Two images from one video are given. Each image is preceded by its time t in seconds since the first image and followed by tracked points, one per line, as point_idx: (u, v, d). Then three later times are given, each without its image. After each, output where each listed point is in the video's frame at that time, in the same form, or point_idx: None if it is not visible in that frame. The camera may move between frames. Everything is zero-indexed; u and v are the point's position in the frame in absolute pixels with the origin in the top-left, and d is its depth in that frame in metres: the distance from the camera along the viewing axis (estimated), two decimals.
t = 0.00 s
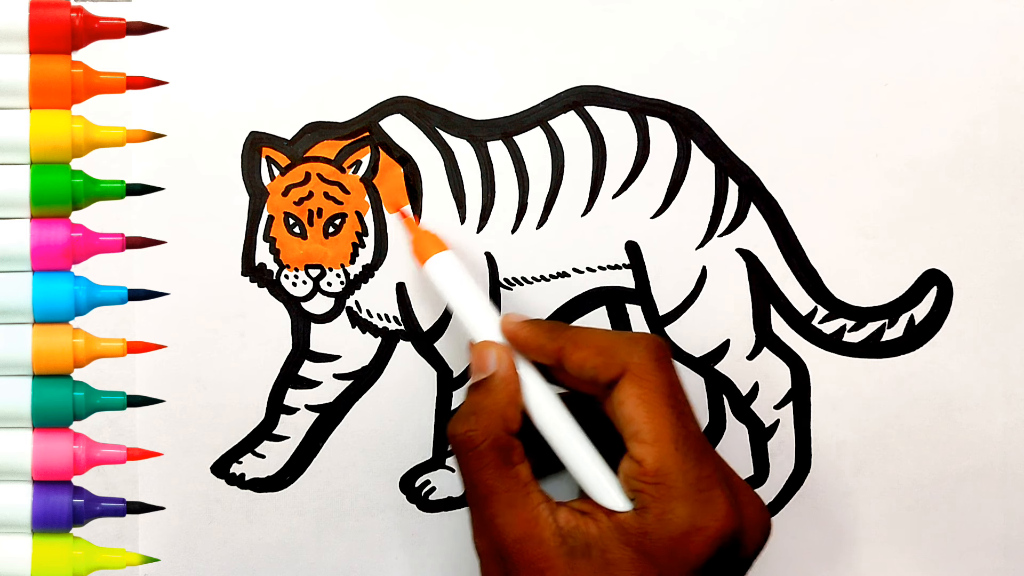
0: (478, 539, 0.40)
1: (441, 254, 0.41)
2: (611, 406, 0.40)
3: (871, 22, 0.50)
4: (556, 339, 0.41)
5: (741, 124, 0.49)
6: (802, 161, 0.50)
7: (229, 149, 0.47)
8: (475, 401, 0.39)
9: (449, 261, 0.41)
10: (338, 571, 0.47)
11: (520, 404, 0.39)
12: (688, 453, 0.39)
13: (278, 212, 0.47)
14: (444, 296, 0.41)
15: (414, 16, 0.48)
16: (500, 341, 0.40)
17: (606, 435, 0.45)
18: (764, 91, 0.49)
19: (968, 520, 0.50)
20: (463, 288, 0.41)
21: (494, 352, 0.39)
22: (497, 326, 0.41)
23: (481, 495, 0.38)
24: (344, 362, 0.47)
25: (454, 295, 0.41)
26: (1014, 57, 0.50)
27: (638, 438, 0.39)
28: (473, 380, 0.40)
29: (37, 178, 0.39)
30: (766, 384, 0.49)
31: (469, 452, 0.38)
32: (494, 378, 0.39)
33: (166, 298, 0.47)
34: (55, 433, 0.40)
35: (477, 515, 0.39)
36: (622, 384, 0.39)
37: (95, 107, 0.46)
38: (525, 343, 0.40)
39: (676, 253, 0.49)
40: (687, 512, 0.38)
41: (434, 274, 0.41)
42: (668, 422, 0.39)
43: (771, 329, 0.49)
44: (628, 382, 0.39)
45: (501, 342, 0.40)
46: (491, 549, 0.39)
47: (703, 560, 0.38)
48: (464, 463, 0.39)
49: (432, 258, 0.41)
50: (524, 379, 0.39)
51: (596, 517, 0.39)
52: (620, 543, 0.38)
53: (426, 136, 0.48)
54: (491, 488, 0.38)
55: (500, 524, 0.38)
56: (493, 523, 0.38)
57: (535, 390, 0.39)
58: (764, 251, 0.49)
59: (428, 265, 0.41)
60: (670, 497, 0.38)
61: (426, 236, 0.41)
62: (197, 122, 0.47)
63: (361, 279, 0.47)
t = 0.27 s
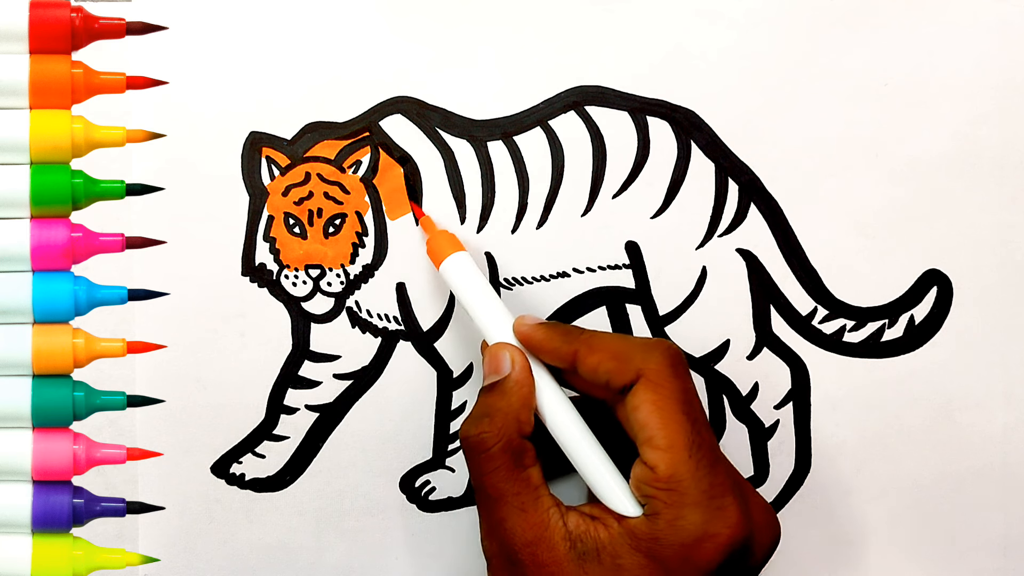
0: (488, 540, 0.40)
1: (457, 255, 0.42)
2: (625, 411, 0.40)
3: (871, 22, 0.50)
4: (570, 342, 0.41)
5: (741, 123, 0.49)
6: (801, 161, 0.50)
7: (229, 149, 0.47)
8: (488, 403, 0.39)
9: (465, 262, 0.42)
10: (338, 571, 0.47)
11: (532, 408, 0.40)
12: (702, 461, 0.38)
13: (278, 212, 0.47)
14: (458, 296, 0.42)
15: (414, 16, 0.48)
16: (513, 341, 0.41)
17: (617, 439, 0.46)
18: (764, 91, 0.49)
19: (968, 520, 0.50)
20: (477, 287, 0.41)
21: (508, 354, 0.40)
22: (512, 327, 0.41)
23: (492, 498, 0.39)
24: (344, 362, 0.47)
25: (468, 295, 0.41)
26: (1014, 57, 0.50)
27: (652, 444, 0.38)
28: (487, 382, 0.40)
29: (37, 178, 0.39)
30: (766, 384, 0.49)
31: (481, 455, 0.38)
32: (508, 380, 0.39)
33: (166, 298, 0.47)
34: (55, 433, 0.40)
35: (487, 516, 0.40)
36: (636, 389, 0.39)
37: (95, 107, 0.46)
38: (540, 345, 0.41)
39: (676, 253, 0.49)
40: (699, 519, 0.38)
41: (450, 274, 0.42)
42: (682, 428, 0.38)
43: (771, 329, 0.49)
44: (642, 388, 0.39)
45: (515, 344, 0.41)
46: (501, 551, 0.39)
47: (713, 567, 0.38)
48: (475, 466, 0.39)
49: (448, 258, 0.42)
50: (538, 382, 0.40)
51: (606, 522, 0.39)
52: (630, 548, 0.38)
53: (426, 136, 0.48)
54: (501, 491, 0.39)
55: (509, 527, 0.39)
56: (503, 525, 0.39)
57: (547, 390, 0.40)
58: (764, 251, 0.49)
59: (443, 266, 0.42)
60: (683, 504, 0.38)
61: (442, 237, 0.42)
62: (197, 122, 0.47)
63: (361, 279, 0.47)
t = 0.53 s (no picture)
0: (484, 547, 0.40)
1: (449, 261, 0.41)
2: (618, 415, 0.40)
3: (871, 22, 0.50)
4: (562, 347, 0.41)
5: (741, 123, 0.49)
6: (802, 161, 0.50)
7: (229, 149, 0.47)
8: (481, 411, 0.39)
9: (458, 268, 0.41)
10: (338, 570, 0.47)
11: (525, 415, 0.40)
12: (695, 463, 0.38)
13: (278, 212, 0.47)
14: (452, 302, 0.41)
15: (414, 15, 0.48)
16: (507, 349, 0.41)
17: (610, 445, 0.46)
18: (764, 91, 0.49)
19: (967, 520, 0.50)
20: (470, 295, 0.41)
21: (500, 361, 0.39)
22: (504, 333, 0.41)
23: (486, 505, 0.39)
24: (344, 362, 0.47)
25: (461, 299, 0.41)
26: (1014, 57, 0.50)
27: (645, 448, 0.38)
28: (480, 389, 0.40)
29: (36, 178, 0.39)
30: (766, 384, 0.49)
31: (475, 463, 0.38)
32: (501, 387, 0.39)
33: (166, 298, 0.47)
34: (55, 433, 0.40)
35: (482, 523, 0.40)
36: (629, 393, 0.39)
37: (95, 107, 0.46)
38: (532, 350, 0.41)
39: (676, 253, 0.49)
40: (694, 522, 0.38)
41: (443, 281, 0.41)
42: (675, 431, 0.38)
43: (771, 329, 0.49)
44: (635, 391, 0.39)
45: (508, 351, 0.40)
46: (497, 558, 0.39)
47: (709, 570, 0.38)
48: (469, 473, 0.39)
49: (441, 264, 0.41)
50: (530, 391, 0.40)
51: (601, 526, 0.39)
52: (625, 553, 0.38)
53: (426, 136, 0.48)
54: (496, 499, 0.39)
55: (505, 534, 0.39)
56: (498, 532, 0.39)
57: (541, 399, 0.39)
58: (764, 251, 0.49)
59: (436, 272, 0.41)
60: (677, 507, 0.38)
61: (434, 242, 0.42)
62: (197, 122, 0.47)
63: (361, 279, 0.47)
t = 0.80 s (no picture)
0: (481, 542, 0.40)
1: (441, 254, 0.41)
2: (609, 408, 0.40)
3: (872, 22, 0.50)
4: (554, 340, 0.41)
5: (742, 123, 0.49)
6: (802, 161, 0.50)
7: (229, 149, 0.47)
8: (475, 406, 0.39)
9: (449, 261, 0.41)
10: (338, 570, 0.47)
11: (520, 409, 0.40)
12: (686, 457, 0.38)
13: (278, 212, 0.47)
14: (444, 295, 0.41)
15: (415, 16, 0.48)
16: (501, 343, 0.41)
17: (605, 439, 0.46)
18: (764, 91, 0.49)
19: (967, 520, 0.50)
20: (462, 287, 0.41)
21: (493, 355, 0.39)
22: (497, 327, 0.41)
23: (483, 500, 0.39)
24: (344, 362, 0.47)
25: (454, 294, 0.41)
26: (1014, 57, 0.50)
27: (637, 442, 0.38)
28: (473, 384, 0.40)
29: (36, 178, 0.39)
30: (766, 384, 0.49)
31: (472, 458, 0.38)
32: (494, 381, 0.39)
33: (166, 298, 0.47)
34: (55, 433, 0.40)
35: (478, 518, 0.40)
36: (620, 387, 0.39)
37: (95, 107, 0.46)
38: (525, 342, 0.41)
39: (676, 253, 0.49)
40: (684, 514, 0.38)
41: (435, 274, 0.41)
42: (666, 425, 0.38)
43: (771, 329, 0.49)
44: (627, 386, 0.39)
45: (500, 343, 0.41)
46: (494, 553, 0.40)
47: (701, 563, 0.38)
48: (466, 468, 0.39)
49: (433, 257, 0.41)
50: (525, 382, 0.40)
51: (595, 521, 0.39)
52: (618, 547, 0.38)
53: (426, 136, 0.48)
54: (492, 493, 0.39)
55: (501, 528, 0.39)
56: (494, 527, 0.39)
57: (535, 392, 0.40)
58: (764, 251, 0.49)
59: (428, 265, 0.42)
60: (668, 500, 0.38)
61: (426, 235, 0.42)
62: (197, 122, 0.47)
63: (361, 279, 0.47)
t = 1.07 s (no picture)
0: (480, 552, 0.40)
1: (434, 270, 0.41)
2: (609, 415, 0.40)
3: (872, 22, 0.50)
4: (551, 349, 0.41)
5: (742, 123, 0.49)
6: (801, 161, 0.50)
7: (229, 149, 0.47)
8: (471, 416, 0.39)
9: (441, 277, 0.41)
10: (338, 570, 0.47)
11: (517, 418, 0.40)
12: (687, 461, 0.39)
13: (278, 212, 0.47)
14: (437, 312, 0.41)
15: (415, 16, 0.48)
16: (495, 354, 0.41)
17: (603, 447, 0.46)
18: (764, 91, 0.49)
19: (967, 520, 0.50)
20: (455, 304, 0.41)
21: (489, 366, 0.39)
22: (491, 340, 0.41)
23: (480, 510, 0.39)
24: (344, 362, 0.47)
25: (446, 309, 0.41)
26: (1014, 57, 0.50)
27: (637, 447, 0.39)
28: (470, 395, 0.40)
29: (36, 178, 0.39)
30: (766, 384, 0.49)
31: (468, 468, 0.38)
32: (491, 393, 0.39)
33: (166, 298, 0.47)
34: (55, 433, 0.40)
35: (476, 529, 0.40)
36: (619, 393, 0.39)
37: (95, 107, 0.46)
38: (520, 355, 0.41)
39: (676, 253, 0.49)
40: (689, 519, 0.38)
41: (427, 291, 0.41)
42: (666, 429, 0.39)
43: (771, 329, 0.49)
44: (625, 392, 0.39)
45: (495, 356, 0.41)
46: (493, 563, 0.39)
47: (706, 567, 0.38)
48: (462, 479, 0.39)
49: (425, 274, 0.41)
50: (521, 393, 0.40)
51: (596, 527, 0.39)
52: (622, 553, 0.38)
53: (426, 136, 0.48)
54: (489, 503, 0.39)
55: (500, 538, 0.39)
56: (493, 537, 0.39)
57: (532, 403, 0.40)
58: (764, 251, 0.49)
59: (420, 282, 0.42)
60: (671, 505, 0.38)
61: (417, 252, 0.42)
62: (197, 122, 0.47)
63: (361, 279, 0.47)
